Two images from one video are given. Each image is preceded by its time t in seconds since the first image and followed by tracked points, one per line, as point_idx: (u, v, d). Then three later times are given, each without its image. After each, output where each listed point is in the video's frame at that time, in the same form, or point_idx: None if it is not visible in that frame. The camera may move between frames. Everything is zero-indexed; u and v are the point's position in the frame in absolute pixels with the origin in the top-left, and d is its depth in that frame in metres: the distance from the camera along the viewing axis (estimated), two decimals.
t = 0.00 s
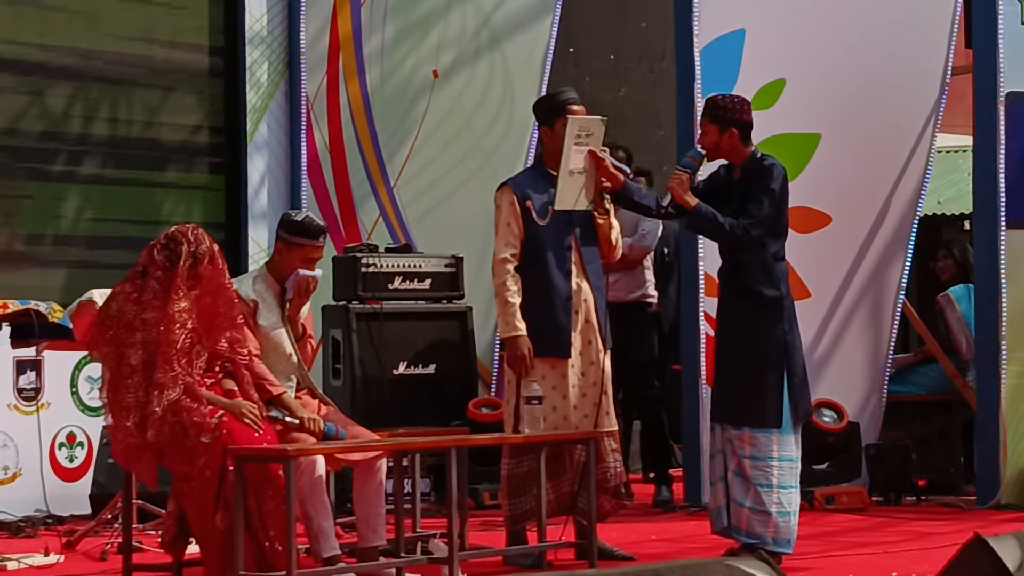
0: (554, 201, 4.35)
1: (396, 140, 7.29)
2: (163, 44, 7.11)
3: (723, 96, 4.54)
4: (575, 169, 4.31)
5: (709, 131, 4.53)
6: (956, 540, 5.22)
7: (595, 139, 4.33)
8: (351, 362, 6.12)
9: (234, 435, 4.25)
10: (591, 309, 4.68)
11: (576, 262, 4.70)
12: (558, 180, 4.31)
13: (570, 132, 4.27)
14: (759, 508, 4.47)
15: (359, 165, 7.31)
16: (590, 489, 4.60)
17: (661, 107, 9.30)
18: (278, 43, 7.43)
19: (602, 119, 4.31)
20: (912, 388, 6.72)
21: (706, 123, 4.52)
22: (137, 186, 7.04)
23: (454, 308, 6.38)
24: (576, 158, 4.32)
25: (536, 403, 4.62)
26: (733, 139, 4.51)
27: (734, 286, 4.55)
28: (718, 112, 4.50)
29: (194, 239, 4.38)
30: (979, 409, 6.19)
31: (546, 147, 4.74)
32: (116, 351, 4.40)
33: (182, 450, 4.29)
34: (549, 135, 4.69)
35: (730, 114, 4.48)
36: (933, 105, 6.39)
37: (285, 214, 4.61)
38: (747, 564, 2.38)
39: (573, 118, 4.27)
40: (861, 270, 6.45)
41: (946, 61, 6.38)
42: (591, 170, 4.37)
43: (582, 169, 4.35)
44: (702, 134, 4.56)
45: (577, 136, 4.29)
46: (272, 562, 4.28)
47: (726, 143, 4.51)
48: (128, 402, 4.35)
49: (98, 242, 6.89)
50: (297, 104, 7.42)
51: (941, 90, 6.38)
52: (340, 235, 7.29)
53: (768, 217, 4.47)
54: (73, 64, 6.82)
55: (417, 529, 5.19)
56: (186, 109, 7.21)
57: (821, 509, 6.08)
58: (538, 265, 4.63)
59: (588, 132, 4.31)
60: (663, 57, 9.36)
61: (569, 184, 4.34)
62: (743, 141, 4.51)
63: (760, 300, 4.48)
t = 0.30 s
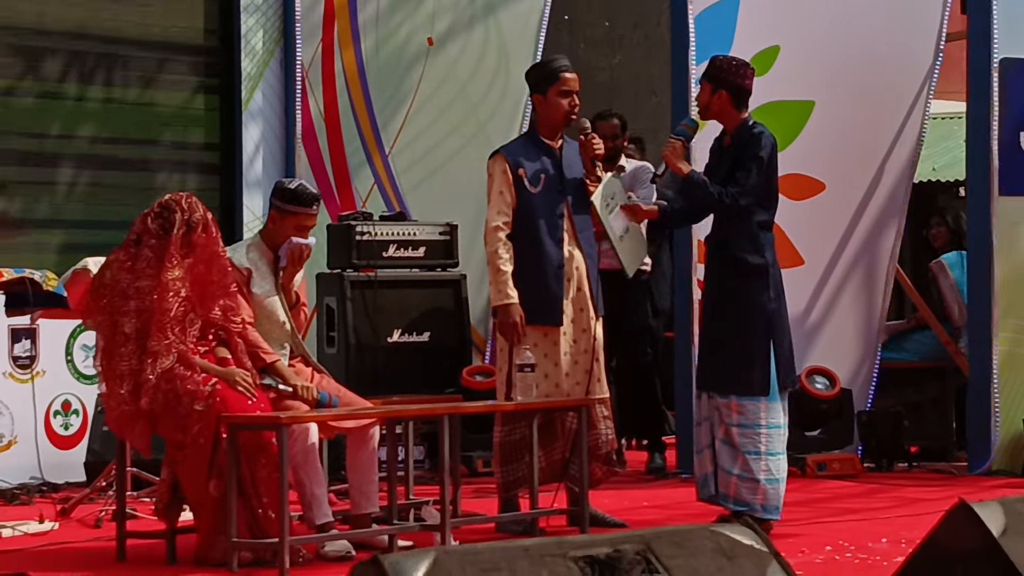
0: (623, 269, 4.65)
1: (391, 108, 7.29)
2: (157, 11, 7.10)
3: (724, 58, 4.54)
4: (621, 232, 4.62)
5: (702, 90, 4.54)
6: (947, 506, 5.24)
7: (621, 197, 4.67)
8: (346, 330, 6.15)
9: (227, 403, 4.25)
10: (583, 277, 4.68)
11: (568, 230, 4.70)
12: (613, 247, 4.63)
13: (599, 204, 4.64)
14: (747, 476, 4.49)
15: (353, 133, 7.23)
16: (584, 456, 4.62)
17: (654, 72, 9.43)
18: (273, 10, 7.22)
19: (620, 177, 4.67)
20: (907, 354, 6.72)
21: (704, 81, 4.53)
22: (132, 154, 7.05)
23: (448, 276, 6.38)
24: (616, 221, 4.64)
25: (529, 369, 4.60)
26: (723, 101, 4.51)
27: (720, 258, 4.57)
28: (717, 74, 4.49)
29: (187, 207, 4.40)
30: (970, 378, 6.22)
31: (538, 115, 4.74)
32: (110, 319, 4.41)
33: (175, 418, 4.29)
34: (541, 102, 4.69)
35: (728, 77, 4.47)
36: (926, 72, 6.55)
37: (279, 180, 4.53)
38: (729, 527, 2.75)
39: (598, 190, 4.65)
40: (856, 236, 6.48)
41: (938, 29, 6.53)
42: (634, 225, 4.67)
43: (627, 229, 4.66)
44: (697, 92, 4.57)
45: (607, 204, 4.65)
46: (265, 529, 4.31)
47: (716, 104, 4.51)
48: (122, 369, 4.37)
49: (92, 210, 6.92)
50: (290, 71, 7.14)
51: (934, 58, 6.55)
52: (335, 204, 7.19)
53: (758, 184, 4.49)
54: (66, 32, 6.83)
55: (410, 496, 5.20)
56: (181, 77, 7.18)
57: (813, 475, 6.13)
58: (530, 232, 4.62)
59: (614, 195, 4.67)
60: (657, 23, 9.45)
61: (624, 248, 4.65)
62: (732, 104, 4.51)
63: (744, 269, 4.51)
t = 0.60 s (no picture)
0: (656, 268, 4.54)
1: (390, 95, 7.26)
2: None
3: (722, 45, 4.53)
4: (643, 234, 4.53)
5: (699, 77, 4.52)
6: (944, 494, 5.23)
7: (632, 203, 4.61)
8: (345, 318, 6.13)
9: (225, 391, 4.25)
10: (581, 265, 4.67)
11: (567, 217, 4.69)
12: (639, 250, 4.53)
13: (609, 217, 4.56)
14: (737, 463, 4.50)
15: (352, 120, 7.23)
16: (582, 444, 4.62)
17: (651, 59, 9.33)
18: None
19: (623, 184, 4.62)
20: (905, 342, 6.77)
21: (699, 68, 4.51)
22: (129, 142, 7.03)
23: (447, 264, 6.37)
24: (634, 227, 4.56)
25: (528, 357, 4.63)
26: (721, 87, 4.49)
27: (719, 246, 4.55)
28: (712, 61, 4.48)
29: (185, 194, 4.38)
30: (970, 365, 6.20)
31: (536, 103, 4.72)
32: (107, 306, 4.40)
33: (173, 406, 4.29)
34: (539, 89, 4.67)
35: (723, 63, 4.47)
36: (926, 59, 6.48)
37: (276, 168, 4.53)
38: (725, 512, 2.74)
39: (603, 205, 4.57)
40: (856, 223, 6.47)
41: (938, 15, 6.47)
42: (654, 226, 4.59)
43: (647, 231, 4.57)
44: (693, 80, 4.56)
45: (619, 214, 4.57)
46: (263, 517, 4.30)
47: (714, 91, 4.50)
48: (120, 357, 4.36)
49: (91, 198, 6.90)
50: (289, 60, 7.20)
51: (932, 44, 6.47)
52: (333, 192, 7.21)
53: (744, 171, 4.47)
54: (65, 20, 6.82)
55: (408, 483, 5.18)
56: (178, 65, 7.17)
57: (812, 463, 6.13)
58: (529, 219, 4.61)
59: (623, 203, 4.60)
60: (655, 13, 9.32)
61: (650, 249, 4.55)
62: (730, 90, 4.49)
63: (742, 256, 4.48)
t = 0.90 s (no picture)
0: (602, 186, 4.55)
1: (390, 111, 7.29)
2: (155, 15, 7.10)
3: (713, 65, 4.55)
4: (607, 152, 4.51)
5: (694, 98, 4.56)
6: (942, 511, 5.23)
7: (631, 120, 4.54)
8: (344, 334, 6.15)
9: (223, 407, 4.27)
10: (580, 281, 4.68)
11: (566, 233, 4.70)
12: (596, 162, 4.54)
13: (597, 115, 4.54)
14: (737, 481, 4.49)
15: (352, 136, 7.23)
16: (579, 461, 4.61)
17: (651, 77, 9.37)
18: (271, 14, 7.26)
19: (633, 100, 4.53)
20: (903, 359, 6.76)
21: (693, 89, 4.55)
22: (129, 157, 7.05)
23: (447, 280, 6.39)
24: (609, 140, 4.53)
25: (527, 374, 4.62)
26: (715, 108, 4.52)
27: (716, 266, 4.56)
28: (706, 81, 4.50)
29: (185, 211, 4.39)
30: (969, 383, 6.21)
31: (535, 120, 4.73)
32: (106, 322, 4.40)
33: (172, 421, 4.29)
34: (538, 107, 4.69)
35: (715, 83, 4.49)
36: (924, 77, 6.53)
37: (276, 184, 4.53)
38: (723, 531, 2.76)
39: (599, 103, 4.54)
40: (855, 239, 6.49)
41: (935, 33, 6.53)
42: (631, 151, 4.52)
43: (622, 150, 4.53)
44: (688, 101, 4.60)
45: (609, 119, 4.54)
46: (262, 533, 4.30)
47: (709, 111, 4.53)
48: (118, 373, 4.36)
49: (91, 214, 6.91)
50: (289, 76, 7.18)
51: (931, 63, 6.53)
52: (333, 208, 7.18)
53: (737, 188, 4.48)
54: (67, 36, 6.83)
55: (406, 500, 5.18)
56: (178, 81, 7.21)
57: (811, 480, 6.10)
58: (528, 235, 4.61)
59: (623, 114, 4.55)
60: (655, 30, 9.41)
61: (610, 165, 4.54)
62: (725, 110, 4.52)
63: (737, 274, 4.49)
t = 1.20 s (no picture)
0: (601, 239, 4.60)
1: (389, 130, 7.29)
2: (155, 35, 7.16)
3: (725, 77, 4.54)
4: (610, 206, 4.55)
5: (702, 110, 4.56)
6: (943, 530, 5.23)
7: (631, 171, 4.59)
8: (345, 350, 6.16)
9: (224, 425, 4.25)
10: (580, 300, 4.69)
11: (566, 252, 4.71)
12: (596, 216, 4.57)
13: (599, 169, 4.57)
14: (732, 499, 4.50)
15: (352, 154, 7.27)
16: (580, 479, 4.61)
17: (653, 95, 9.37)
18: (273, 32, 7.36)
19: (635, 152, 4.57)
20: (903, 378, 6.80)
21: (703, 101, 4.55)
22: (130, 175, 7.08)
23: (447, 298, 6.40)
24: (611, 194, 4.57)
25: (527, 393, 4.61)
26: (721, 120, 4.52)
27: (713, 285, 4.57)
28: (715, 94, 4.50)
29: (186, 229, 4.40)
30: (969, 404, 6.20)
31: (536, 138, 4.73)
32: (108, 340, 4.41)
33: (172, 440, 4.29)
34: (540, 125, 4.68)
35: (728, 96, 4.48)
36: (925, 94, 6.49)
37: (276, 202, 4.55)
38: (725, 549, 2.75)
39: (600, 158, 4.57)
40: (855, 258, 6.47)
41: (936, 51, 6.49)
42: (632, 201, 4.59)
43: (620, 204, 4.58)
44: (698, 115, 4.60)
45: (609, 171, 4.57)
46: (262, 551, 4.30)
47: (715, 123, 4.53)
48: (119, 391, 4.36)
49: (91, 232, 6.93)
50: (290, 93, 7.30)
51: (931, 80, 6.49)
52: (333, 226, 7.24)
53: (738, 208, 4.50)
54: (69, 55, 6.87)
55: (406, 518, 5.17)
56: (178, 99, 7.24)
57: (812, 499, 6.14)
58: (528, 253, 4.62)
59: (624, 165, 4.58)
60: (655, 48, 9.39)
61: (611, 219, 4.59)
62: (731, 123, 4.52)
63: (732, 293, 4.51)
